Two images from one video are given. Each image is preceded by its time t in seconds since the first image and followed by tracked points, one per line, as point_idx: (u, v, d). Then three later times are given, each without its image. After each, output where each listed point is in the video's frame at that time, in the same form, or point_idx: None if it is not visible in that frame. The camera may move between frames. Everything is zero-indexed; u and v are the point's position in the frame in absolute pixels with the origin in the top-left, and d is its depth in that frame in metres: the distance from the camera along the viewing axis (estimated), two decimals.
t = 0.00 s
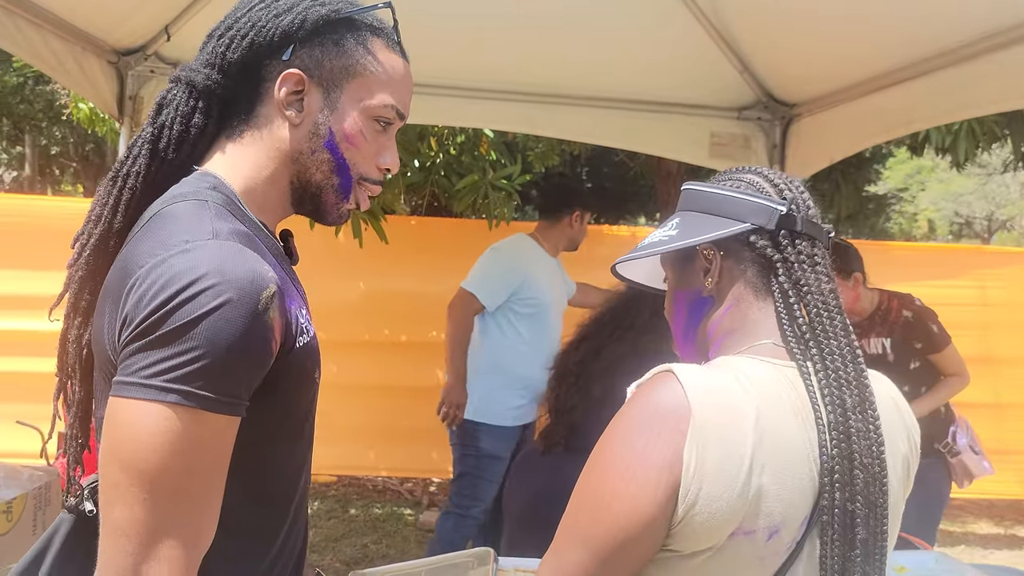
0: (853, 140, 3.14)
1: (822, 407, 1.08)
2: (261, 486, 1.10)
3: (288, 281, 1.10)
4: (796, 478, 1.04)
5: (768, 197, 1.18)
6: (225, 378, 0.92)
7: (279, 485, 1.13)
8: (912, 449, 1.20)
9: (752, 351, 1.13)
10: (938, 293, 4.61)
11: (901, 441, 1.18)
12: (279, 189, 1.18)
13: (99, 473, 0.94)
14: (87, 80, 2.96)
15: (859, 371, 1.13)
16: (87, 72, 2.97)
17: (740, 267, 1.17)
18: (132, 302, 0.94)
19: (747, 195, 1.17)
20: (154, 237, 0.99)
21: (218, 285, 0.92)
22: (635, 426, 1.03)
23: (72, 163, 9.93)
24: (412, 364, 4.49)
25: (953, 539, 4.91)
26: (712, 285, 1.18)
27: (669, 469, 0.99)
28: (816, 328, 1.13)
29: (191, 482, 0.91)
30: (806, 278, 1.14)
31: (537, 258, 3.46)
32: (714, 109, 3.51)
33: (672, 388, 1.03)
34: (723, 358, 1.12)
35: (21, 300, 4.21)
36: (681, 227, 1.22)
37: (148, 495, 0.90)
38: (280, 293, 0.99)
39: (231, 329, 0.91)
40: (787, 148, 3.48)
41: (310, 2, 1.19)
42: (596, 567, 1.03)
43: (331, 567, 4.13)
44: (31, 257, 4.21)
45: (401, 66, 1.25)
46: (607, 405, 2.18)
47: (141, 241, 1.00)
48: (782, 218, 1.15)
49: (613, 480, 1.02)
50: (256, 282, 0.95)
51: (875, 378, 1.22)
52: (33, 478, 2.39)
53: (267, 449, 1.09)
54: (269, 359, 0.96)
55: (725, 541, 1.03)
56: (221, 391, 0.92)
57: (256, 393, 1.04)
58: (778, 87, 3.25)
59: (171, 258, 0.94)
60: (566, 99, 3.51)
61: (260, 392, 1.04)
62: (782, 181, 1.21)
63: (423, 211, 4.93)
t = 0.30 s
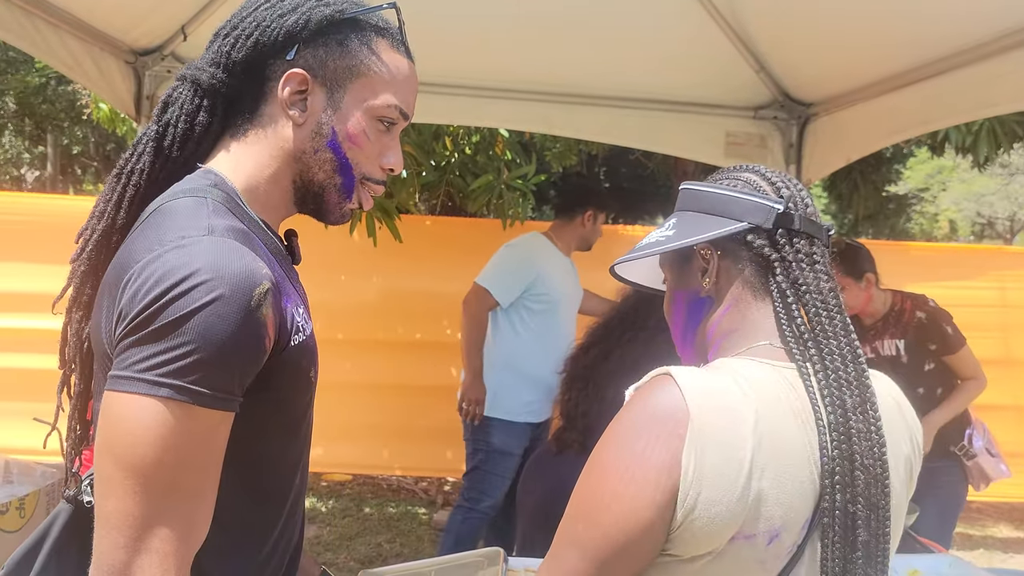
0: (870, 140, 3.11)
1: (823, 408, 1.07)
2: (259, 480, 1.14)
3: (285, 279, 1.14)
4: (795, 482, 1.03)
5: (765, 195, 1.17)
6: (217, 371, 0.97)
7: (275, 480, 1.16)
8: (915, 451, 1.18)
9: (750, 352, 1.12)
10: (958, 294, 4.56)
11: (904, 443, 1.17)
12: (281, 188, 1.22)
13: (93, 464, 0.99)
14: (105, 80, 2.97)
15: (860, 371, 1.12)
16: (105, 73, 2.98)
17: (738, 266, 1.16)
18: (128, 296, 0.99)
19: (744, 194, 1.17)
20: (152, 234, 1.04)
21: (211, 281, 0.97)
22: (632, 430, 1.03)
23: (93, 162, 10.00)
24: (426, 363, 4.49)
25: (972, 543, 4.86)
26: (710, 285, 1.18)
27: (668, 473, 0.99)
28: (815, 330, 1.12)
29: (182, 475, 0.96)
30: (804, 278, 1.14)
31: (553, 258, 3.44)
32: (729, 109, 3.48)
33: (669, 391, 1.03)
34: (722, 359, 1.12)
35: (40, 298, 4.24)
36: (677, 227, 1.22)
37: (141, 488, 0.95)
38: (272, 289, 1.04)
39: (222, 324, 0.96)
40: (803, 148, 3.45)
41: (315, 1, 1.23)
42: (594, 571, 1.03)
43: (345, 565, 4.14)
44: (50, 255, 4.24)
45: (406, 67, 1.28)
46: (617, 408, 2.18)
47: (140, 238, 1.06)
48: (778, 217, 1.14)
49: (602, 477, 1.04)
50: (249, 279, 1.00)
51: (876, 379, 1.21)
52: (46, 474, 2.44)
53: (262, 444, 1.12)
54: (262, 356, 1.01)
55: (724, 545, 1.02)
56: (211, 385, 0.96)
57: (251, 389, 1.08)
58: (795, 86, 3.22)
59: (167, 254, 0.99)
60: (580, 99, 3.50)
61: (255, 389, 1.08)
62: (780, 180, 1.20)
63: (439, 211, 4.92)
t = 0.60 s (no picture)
0: (887, 136, 3.09)
1: (833, 404, 1.06)
2: (267, 471, 1.15)
3: (291, 271, 1.14)
4: (804, 480, 1.03)
5: (777, 189, 1.16)
6: (221, 365, 0.97)
7: (281, 471, 1.17)
8: (926, 449, 1.17)
9: (760, 347, 1.11)
10: (976, 292, 4.52)
11: (916, 441, 1.16)
12: (288, 181, 1.24)
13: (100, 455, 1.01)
14: (122, 78, 2.98)
15: (871, 367, 1.11)
16: (120, 70, 2.97)
17: (749, 260, 1.16)
18: (134, 289, 1.00)
19: (755, 186, 1.16)
20: (158, 227, 1.05)
21: (215, 274, 0.98)
22: (640, 426, 1.03)
23: (111, 161, 10.07)
24: (440, 360, 4.50)
25: (989, 543, 4.82)
26: (720, 279, 1.18)
27: (676, 468, 0.99)
28: (826, 326, 1.11)
29: (187, 466, 0.97)
30: (816, 273, 1.13)
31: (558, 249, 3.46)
32: (744, 106, 3.46)
33: (679, 386, 1.03)
34: (731, 354, 1.12)
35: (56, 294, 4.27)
36: (689, 219, 1.22)
37: (146, 478, 0.96)
38: (276, 282, 1.04)
39: (226, 317, 0.97)
40: (819, 144, 3.41)
41: None
42: (601, 566, 1.04)
43: (358, 561, 4.15)
44: (67, 251, 4.27)
45: (410, 60, 1.30)
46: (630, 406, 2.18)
47: (147, 231, 1.07)
48: (790, 211, 1.14)
49: (610, 470, 1.04)
50: (253, 272, 1.01)
51: (889, 376, 1.20)
52: (59, 468, 2.46)
53: (269, 434, 1.13)
54: (267, 348, 1.02)
55: (732, 542, 1.02)
56: (215, 377, 0.97)
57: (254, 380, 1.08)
58: (810, 82, 3.20)
59: (172, 248, 1.00)
60: (594, 95, 3.49)
61: (259, 381, 1.09)
62: (793, 174, 1.19)
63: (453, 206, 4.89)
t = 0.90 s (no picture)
0: (899, 133, 3.07)
1: (840, 400, 1.06)
2: (271, 465, 1.15)
3: (293, 264, 1.14)
4: (810, 476, 1.02)
5: (783, 184, 1.15)
6: (223, 358, 0.97)
7: (286, 465, 1.17)
8: (934, 446, 1.16)
9: (766, 342, 1.11)
10: (988, 292, 4.48)
11: (923, 437, 1.15)
12: (287, 173, 1.25)
13: (105, 449, 1.01)
14: (132, 77, 2.99)
15: (878, 363, 1.10)
16: (131, 68, 2.98)
17: (754, 255, 1.15)
18: (135, 284, 1.00)
19: (761, 181, 1.15)
20: (160, 221, 1.05)
21: (215, 267, 0.98)
22: (645, 422, 1.03)
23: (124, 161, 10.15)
24: (449, 358, 4.50)
25: (1001, 544, 4.78)
26: (726, 274, 1.17)
27: (681, 463, 0.99)
28: (833, 321, 1.10)
29: (190, 460, 0.98)
30: (822, 268, 1.12)
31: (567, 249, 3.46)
32: (754, 103, 3.45)
33: (684, 381, 1.02)
34: (737, 349, 1.11)
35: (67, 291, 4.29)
36: (695, 214, 1.21)
37: (150, 471, 0.96)
38: (276, 275, 1.04)
39: (227, 311, 0.97)
40: (830, 142, 3.40)
41: None
42: (606, 563, 1.03)
43: (367, 559, 4.16)
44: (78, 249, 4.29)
45: (406, 50, 1.31)
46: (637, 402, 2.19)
47: (149, 225, 1.07)
48: (797, 206, 1.13)
49: (615, 466, 1.04)
50: (253, 266, 1.01)
51: (897, 372, 1.19)
52: (68, 463, 2.47)
53: (272, 427, 1.13)
54: (269, 341, 1.02)
55: (738, 538, 1.01)
56: (216, 369, 0.97)
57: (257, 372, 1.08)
58: (821, 80, 3.18)
59: (172, 242, 1.00)
60: (603, 93, 3.48)
61: (262, 374, 1.09)
62: (800, 169, 1.18)
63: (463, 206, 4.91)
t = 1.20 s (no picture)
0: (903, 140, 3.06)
1: (846, 412, 1.04)
2: (271, 479, 1.14)
3: (290, 276, 1.14)
4: (817, 489, 1.00)
5: (786, 194, 1.14)
6: (218, 371, 0.96)
7: (287, 479, 1.16)
8: (943, 458, 1.15)
9: (772, 354, 1.09)
10: (991, 298, 4.47)
11: (932, 449, 1.14)
12: (286, 184, 1.24)
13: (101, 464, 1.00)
14: (132, 86, 2.99)
15: (885, 375, 1.09)
16: (130, 78, 2.97)
17: (759, 266, 1.14)
18: (129, 297, 0.99)
19: (765, 191, 1.14)
20: (155, 233, 1.04)
21: (209, 279, 0.97)
22: (649, 435, 1.02)
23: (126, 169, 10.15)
24: (450, 367, 4.48)
25: (1006, 552, 4.76)
26: (730, 284, 1.16)
27: (687, 477, 0.97)
28: (839, 333, 1.09)
29: (187, 475, 0.96)
30: (827, 279, 1.11)
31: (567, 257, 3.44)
32: (756, 110, 3.43)
33: (689, 394, 1.01)
34: (742, 361, 1.10)
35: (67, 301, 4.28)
36: (698, 224, 1.20)
37: (145, 486, 0.95)
38: (272, 287, 1.03)
39: (221, 323, 0.96)
40: (831, 150, 3.37)
41: None
42: None
43: (368, 569, 4.14)
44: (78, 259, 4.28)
45: (406, 58, 1.31)
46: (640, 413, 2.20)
47: (144, 237, 1.06)
48: (802, 216, 1.12)
49: (619, 480, 1.03)
50: (248, 278, 1.00)
51: (904, 383, 1.17)
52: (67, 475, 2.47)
53: (273, 440, 1.12)
54: (265, 354, 1.01)
55: (745, 552, 1.00)
56: (211, 383, 0.96)
57: (255, 385, 1.07)
58: (821, 87, 3.17)
59: (167, 253, 0.99)
60: (604, 101, 3.47)
61: (261, 387, 1.08)
62: (804, 179, 1.17)
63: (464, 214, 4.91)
